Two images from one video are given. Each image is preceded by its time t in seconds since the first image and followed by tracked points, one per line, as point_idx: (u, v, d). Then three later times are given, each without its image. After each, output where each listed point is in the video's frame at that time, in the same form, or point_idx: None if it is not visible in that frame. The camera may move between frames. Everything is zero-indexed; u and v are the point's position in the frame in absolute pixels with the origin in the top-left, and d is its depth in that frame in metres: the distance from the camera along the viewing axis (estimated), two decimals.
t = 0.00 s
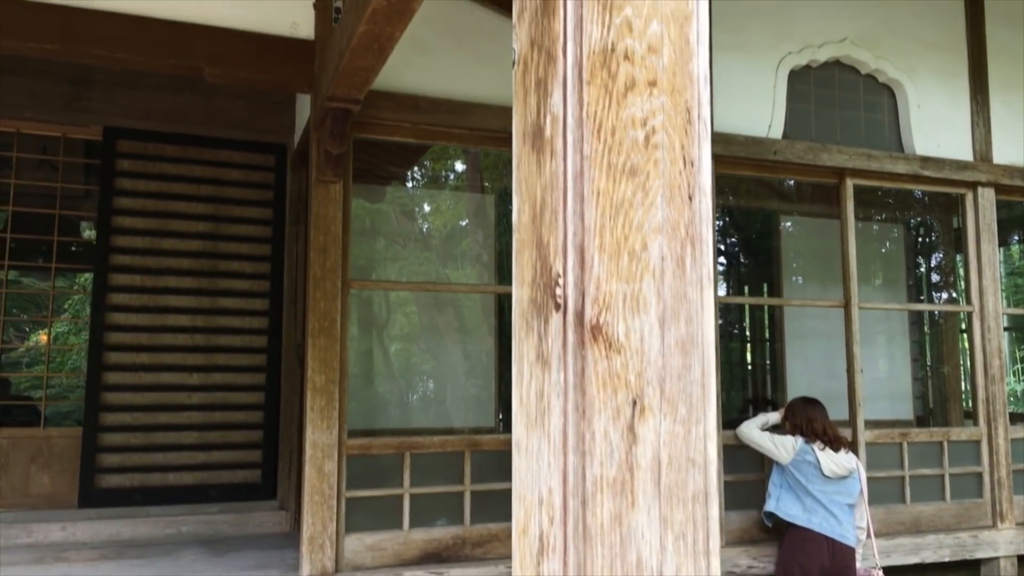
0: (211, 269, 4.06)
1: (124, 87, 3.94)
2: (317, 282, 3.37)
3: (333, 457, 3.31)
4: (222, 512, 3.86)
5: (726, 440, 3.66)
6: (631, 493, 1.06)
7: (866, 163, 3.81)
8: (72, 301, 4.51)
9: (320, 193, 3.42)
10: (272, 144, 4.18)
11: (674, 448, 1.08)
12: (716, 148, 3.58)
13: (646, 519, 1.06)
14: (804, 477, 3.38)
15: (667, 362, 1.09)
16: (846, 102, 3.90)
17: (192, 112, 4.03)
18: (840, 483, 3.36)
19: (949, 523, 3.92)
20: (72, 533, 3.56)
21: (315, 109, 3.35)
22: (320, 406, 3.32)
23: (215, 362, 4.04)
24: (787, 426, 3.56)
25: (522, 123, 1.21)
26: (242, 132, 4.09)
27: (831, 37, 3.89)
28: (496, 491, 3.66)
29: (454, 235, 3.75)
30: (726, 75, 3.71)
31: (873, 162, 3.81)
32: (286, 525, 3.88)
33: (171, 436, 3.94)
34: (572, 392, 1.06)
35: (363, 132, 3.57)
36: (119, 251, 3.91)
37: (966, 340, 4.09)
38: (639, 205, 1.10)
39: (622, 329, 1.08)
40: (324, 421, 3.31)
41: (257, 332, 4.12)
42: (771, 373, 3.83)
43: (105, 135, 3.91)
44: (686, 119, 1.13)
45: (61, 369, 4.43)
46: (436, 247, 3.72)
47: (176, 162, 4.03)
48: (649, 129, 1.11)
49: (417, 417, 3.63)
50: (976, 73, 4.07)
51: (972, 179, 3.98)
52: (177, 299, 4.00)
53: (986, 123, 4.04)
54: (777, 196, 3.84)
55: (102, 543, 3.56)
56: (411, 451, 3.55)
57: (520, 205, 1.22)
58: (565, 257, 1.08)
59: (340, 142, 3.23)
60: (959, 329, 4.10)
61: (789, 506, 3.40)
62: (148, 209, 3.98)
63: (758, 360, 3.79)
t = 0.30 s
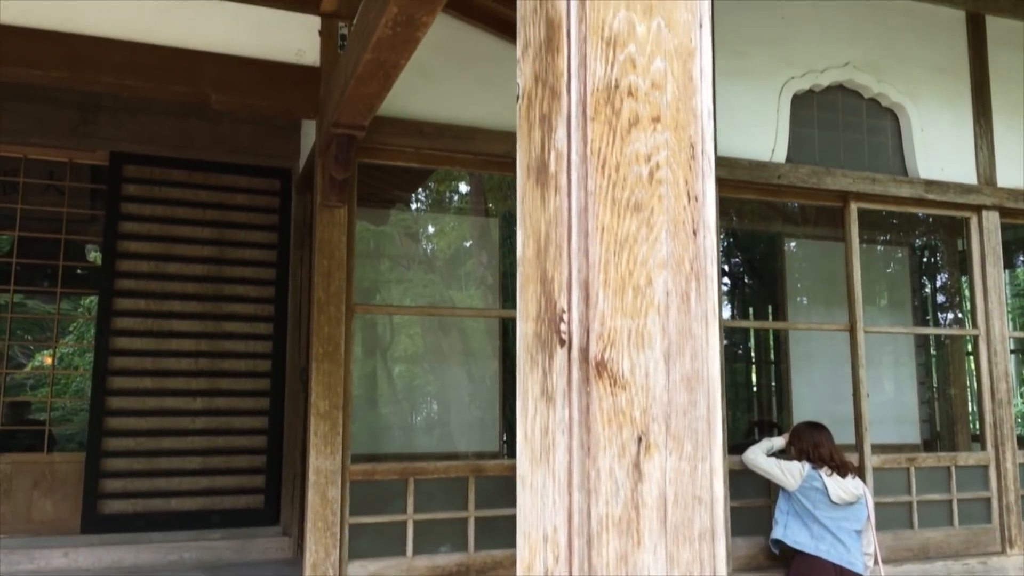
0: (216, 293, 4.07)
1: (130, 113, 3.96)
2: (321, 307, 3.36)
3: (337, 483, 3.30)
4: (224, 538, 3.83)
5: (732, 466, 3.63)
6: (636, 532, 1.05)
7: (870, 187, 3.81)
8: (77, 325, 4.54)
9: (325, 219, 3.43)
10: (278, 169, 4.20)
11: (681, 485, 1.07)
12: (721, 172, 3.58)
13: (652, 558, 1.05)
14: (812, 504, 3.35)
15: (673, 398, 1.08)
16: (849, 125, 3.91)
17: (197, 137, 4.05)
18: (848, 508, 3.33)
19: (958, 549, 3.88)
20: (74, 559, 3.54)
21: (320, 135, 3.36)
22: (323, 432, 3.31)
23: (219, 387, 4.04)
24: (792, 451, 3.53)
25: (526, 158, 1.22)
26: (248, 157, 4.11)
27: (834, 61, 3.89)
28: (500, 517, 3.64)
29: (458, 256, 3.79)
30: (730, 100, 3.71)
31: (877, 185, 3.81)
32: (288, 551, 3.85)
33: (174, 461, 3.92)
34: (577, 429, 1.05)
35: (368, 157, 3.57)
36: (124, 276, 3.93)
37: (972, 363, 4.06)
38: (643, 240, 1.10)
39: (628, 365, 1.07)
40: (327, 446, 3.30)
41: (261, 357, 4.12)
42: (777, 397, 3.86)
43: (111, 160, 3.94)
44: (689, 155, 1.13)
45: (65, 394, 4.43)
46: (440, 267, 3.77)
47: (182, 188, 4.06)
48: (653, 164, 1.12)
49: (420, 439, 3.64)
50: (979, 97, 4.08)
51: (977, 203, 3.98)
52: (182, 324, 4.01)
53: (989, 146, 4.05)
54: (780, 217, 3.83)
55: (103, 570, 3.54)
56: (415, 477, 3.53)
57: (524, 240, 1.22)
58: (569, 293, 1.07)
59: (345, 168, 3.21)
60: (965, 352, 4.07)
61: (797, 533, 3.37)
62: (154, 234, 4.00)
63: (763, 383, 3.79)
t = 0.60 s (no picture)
0: (218, 318, 4.07)
1: (135, 139, 3.99)
2: (324, 333, 3.37)
3: (339, 511, 3.28)
4: (225, 565, 3.80)
5: (736, 492, 3.61)
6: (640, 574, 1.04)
7: (872, 212, 3.82)
8: (81, 347, 4.55)
9: (328, 244, 3.44)
10: (281, 194, 4.22)
11: (685, 525, 1.07)
12: (722, 197, 3.59)
13: None
14: (817, 531, 3.33)
15: (676, 437, 1.08)
16: (851, 150, 3.92)
17: (202, 163, 4.08)
18: (854, 536, 3.31)
19: None
20: None
21: (324, 161, 3.38)
22: (325, 459, 3.30)
23: (221, 412, 4.03)
24: (795, 478, 3.51)
25: (529, 195, 1.22)
26: (252, 183, 4.16)
27: (835, 87, 3.91)
28: (503, 544, 3.62)
29: (461, 277, 3.79)
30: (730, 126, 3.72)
31: (879, 211, 3.82)
32: None
33: (175, 487, 3.90)
34: (580, 469, 1.04)
35: (371, 183, 3.59)
36: (127, 301, 3.93)
37: (977, 387, 4.05)
38: (645, 279, 1.10)
39: (630, 404, 1.06)
40: (329, 474, 3.29)
41: (263, 383, 4.11)
42: (781, 420, 3.78)
43: (116, 186, 3.96)
44: (691, 193, 1.14)
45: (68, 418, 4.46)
46: (443, 288, 3.77)
47: (186, 213, 4.07)
48: (655, 203, 1.12)
49: (422, 463, 3.63)
50: (980, 122, 4.10)
51: (980, 227, 3.98)
52: (184, 349, 4.00)
53: (991, 171, 4.06)
54: (782, 239, 3.83)
55: None
56: (418, 504, 3.52)
57: (527, 276, 1.22)
58: (572, 332, 1.08)
59: (348, 195, 3.23)
60: (970, 377, 4.06)
61: (803, 561, 3.34)
62: (157, 259, 4.01)
63: (767, 405, 3.75)
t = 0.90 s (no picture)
0: (222, 344, 4.07)
1: (141, 166, 4.03)
2: (328, 360, 3.37)
3: (341, 539, 3.27)
4: None
5: (741, 520, 3.59)
6: None
7: (875, 238, 3.83)
8: (83, 373, 4.55)
9: (332, 271, 3.44)
10: (285, 220, 4.24)
11: (693, 566, 1.06)
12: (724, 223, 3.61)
13: None
14: (825, 560, 3.28)
15: (683, 476, 1.08)
16: (853, 175, 3.93)
17: (207, 190, 4.10)
18: (861, 564, 3.26)
19: None
20: None
21: (328, 188, 3.40)
22: (329, 486, 3.29)
23: (223, 438, 4.02)
24: (800, 506, 3.48)
25: (534, 232, 1.23)
26: (255, 210, 4.18)
27: (836, 113, 3.93)
28: (507, 573, 3.59)
29: (463, 299, 3.80)
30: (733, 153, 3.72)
31: (882, 236, 3.84)
32: None
33: (177, 514, 3.89)
34: (587, 509, 1.04)
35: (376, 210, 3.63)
36: (132, 327, 3.94)
37: (983, 412, 4.03)
38: (651, 317, 1.10)
39: (637, 443, 1.06)
40: (332, 502, 3.28)
41: (266, 409, 4.10)
42: (787, 445, 3.77)
43: (121, 212, 3.97)
44: (696, 231, 1.14)
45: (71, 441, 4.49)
46: (446, 312, 3.77)
47: (191, 239, 4.08)
48: (660, 241, 1.12)
49: (425, 487, 3.61)
50: (982, 148, 4.11)
51: (983, 252, 3.98)
52: (188, 376, 4.00)
53: (994, 197, 4.07)
54: (789, 263, 3.85)
55: None
56: (421, 532, 3.50)
57: (532, 313, 1.22)
58: (578, 371, 1.08)
59: (352, 222, 3.27)
60: (974, 403, 4.04)
61: None
62: (162, 285, 4.02)
63: (771, 427, 3.74)
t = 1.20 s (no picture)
0: (225, 369, 4.08)
1: (145, 193, 4.03)
2: (331, 387, 3.36)
3: (344, 567, 3.24)
4: None
5: (746, 546, 3.56)
6: None
7: (879, 262, 3.83)
8: (86, 393, 4.53)
9: (335, 296, 3.45)
10: (289, 245, 4.25)
11: None
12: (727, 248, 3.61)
13: None
14: None
15: (689, 514, 1.07)
16: (855, 200, 3.94)
17: (212, 217, 4.11)
18: None
19: None
20: None
21: (332, 214, 3.42)
22: (332, 513, 3.28)
23: (226, 464, 4.00)
24: (807, 532, 3.46)
25: (538, 269, 1.24)
26: (259, 235, 4.17)
27: (838, 138, 3.94)
28: None
29: (467, 320, 3.80)
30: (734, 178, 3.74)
31: (886, 260, 3.83)
32: None
33: (179, 541, 3.87)
34: (592, 548, 1.04)
35: (381, 236, 3.64)
36: (135, 352, 3.94)
37: (988, 436, 4.01)
38: (656, 354, 1.10)
39: (643, 481, 1.06)
40: (335, 529, 3.26)
41: (269, 435, 4.10)
42: (791, 467, 3.74)
43: (126, 238, 4.00)
44: (700, 267, 1.14)
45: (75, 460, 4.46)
46: (448, 333, 3.77)
47: (195, 264, 4.10)
48: (665, 278, 1.12)
49: (428, 512, 3.59)
50: (983, 174, 4.13)
51: (986, 276, 3.98)
52: (191, 401, 4.00)
53: (996, 221, 4.08)
54: (796, 288, 3.87)
55: None
56: (424, 559, 3.49)
57: (537, 348, 1.22)
58: (584, 409, 1.08)
59: (356, 248, 3.27)
60: (979, 426, 4.02)
61: None
62: (166, 311, 4.03)
63: (776, 449, 3.72)
